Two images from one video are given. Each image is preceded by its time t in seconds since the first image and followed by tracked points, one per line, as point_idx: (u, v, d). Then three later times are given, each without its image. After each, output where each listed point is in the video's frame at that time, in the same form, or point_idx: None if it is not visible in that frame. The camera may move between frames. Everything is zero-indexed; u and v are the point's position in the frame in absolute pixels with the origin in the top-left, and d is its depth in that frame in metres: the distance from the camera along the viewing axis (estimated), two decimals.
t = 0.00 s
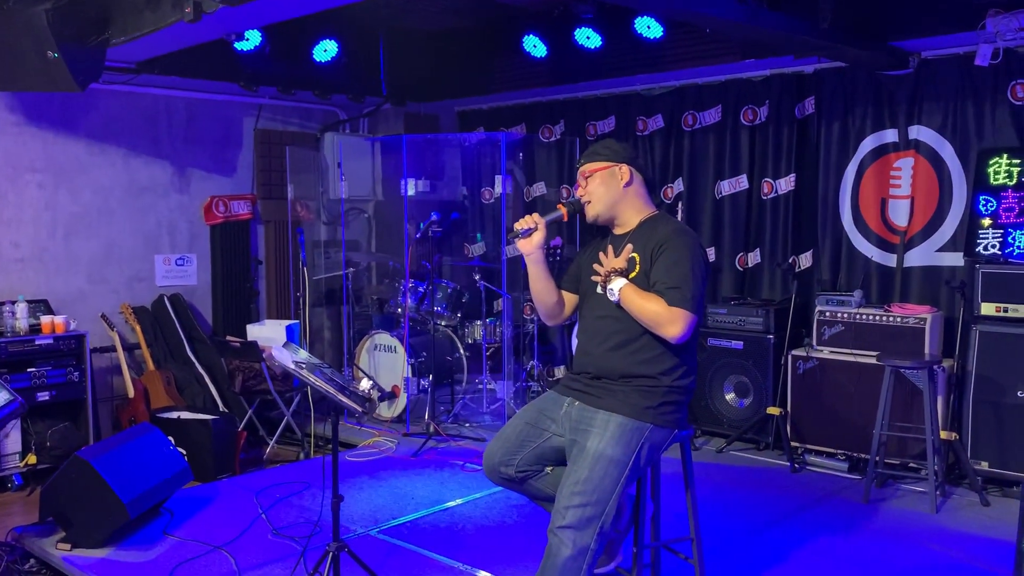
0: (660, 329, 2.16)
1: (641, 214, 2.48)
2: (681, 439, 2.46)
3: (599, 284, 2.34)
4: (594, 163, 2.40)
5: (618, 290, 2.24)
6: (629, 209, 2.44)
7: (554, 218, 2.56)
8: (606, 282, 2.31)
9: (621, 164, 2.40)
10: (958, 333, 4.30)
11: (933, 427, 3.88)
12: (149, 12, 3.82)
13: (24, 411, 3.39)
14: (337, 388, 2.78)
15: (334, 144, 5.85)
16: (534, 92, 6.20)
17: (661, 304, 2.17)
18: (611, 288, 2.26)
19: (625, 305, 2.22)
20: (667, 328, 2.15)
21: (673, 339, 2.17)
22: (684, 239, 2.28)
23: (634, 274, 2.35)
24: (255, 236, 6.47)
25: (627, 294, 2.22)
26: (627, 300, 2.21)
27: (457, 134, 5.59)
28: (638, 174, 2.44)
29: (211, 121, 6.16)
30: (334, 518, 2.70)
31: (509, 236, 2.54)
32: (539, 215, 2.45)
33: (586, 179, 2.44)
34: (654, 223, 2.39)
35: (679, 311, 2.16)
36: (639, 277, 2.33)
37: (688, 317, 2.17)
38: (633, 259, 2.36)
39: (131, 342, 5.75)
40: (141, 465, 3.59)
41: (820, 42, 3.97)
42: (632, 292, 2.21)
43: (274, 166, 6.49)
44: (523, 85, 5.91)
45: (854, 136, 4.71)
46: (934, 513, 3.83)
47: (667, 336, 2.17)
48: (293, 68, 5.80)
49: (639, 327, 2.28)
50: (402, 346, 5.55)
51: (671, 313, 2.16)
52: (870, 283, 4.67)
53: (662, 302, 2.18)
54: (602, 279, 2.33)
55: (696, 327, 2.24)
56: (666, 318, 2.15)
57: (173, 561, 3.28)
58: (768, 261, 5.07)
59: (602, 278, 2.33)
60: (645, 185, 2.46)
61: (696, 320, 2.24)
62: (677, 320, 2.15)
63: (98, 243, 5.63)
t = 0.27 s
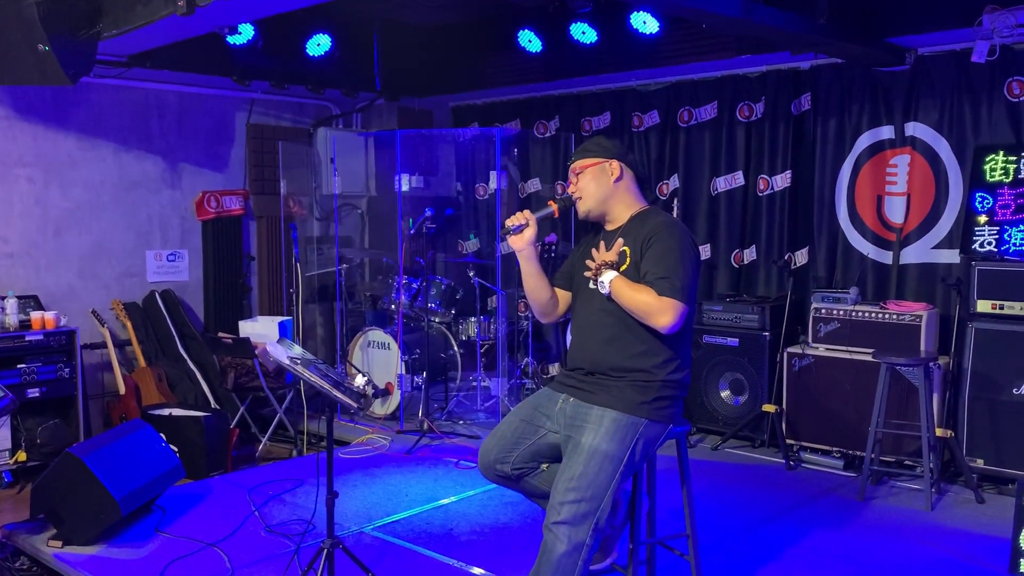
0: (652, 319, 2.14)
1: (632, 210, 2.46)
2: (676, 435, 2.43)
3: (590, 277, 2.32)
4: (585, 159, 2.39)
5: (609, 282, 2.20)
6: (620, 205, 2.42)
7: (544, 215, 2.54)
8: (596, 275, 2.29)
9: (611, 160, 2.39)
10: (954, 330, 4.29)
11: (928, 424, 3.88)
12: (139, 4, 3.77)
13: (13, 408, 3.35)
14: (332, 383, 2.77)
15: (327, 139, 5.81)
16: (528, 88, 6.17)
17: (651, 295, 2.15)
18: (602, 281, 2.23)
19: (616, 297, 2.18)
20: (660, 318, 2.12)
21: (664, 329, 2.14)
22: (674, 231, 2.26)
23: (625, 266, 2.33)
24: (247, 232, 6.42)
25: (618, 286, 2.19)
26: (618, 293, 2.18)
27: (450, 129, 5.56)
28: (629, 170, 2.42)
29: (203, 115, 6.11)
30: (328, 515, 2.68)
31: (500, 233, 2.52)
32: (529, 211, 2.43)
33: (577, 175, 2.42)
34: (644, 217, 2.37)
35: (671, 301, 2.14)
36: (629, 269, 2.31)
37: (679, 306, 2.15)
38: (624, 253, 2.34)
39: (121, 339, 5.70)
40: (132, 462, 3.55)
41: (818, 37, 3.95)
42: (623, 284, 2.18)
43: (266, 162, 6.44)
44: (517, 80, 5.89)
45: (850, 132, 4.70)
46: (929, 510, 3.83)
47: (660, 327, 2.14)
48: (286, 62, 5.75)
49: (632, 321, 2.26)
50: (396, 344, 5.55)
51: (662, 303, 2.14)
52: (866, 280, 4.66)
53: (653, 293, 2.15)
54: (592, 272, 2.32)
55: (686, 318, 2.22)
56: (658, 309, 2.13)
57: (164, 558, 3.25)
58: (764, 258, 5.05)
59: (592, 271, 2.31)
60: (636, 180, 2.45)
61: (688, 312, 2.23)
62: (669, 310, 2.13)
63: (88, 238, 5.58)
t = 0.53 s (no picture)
0: (649, 313, 2.11)
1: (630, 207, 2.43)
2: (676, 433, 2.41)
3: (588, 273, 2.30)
4: (581, 157, 2.36)
5: (606, 278, 2.18)
6: (618, 202, 2.39)
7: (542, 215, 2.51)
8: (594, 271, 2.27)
9: (608, 158, 2.36)
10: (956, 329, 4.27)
11: (929, 423, 3.86)
12: None
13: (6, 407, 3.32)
14: (331, 381, 2.74)
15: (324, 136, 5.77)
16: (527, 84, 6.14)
17: (648, 289, 2.12)
18: (598, 277, 2.21)
19: (612, 292, 2.16)
20: (657, 311, 2.10)
21: (662, 323, 2.11)
22: (672, 226, 2.24)
23: (622, 262, 2.30)
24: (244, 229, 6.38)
25: (615, 281, 2.17)
26: (615, 288, 2.15)
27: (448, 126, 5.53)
28: (626, 167, 2.39)
29: (200, 112, 6.07)
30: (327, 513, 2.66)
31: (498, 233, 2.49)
32: (527, 211, 2.40)
33: (575, 174, 2.40)
34: (641, 214, 2.34)
35: (668, 294, 2.11)
36: (626, 265, 2.29)
37: (676, 300, 2.12)
38: (621, 249, 2.32)
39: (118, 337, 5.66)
40: (128, 461, 3.52)
41: (819, 34, 3.92)
42: (620, 278, 2.16)
43: (263, 159, 6.41)
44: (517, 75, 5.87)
45: (852, 130, 4.68)
46: (930, 510, 3.80)
47: (657, 320, 2.11)
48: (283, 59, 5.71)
49: (631, 318, 2.23)
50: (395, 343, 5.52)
51: (659, 296, 2.11)
52: (868, 278, 4.63)
53: (650, 287, 2.13)
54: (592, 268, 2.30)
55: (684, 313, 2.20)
56: (654, 302, 2.10)
57: (161, 557, 3.22)
58: (765, 256, 5.02)
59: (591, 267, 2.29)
60: (634, 177, 2.42)
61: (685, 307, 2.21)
62: (666, 303, 2.10)
63: (84, 235, 5.54)
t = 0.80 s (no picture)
0: (651, 309, 2.05)
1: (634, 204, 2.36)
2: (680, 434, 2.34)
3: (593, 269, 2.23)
4: (584, 155, 2.29)
5: (606, 274, 2.10)
6: (621, 200, 2.32)
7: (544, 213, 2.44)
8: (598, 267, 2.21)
9: (611, 155, 2.29)
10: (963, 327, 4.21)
11: (937, 424, 3.79)
12: None
13: None
14: (329, 381, 2.67)
15: (322, 132, 5.69)
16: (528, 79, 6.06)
17: (649, 285, 2.06)
18: (598, 273, 2.13)
19: (612, 288, 2.09)
20: (659, 308, 2.04)
21: (663, 319, 2.05)
22: (674, 221, 2.17)
23: (624, 258, 2.24)
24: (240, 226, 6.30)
25: (615, 277, 2.09)
26: (616, 283, 2.08)
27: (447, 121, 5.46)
28: (630, 165, 2.32)
29: (194, 107, 5.98)
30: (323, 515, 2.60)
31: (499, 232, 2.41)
32: (529, 209, 2.33)
33: (578, 172, 2.32)
34: (644, 211, 2.27)
35: (670, 290, 2.05)
36: (628, 261, 2.22)
37: (678, 296, 2.06)
38: (624, 245, 2.25)
39: (112, 335, 5.58)
40: (123, 461, 3.45)
41: (825, 28, 3.84)
42: (621, 274, 2.08)
43: (259, 155, 6.32)
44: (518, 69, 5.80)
45: (858, 126, 4.61)
46: (938, 512, 3.74)
47: (659, 317, 2.05)
48: (280, 53, 5.62)
49: (633, 316, 2.16)
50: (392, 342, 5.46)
51: (661, 292, 2.05)
52: (874, 276, 4.56)
53: (651, 283, 2.06)
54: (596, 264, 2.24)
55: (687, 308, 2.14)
56: (656, 298, 2.04)
57: (156, 559, 3.16)
58: (769, 254, 4.95)
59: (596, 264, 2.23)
60: (638, 175, 2.34)
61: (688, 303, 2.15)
62: (669, 299, 2.04)
63: (77, 232, 5.46)
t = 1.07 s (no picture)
0: (649, 307, 1.99)
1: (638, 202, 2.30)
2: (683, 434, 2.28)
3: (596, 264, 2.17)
4: (589, 153, 2.23)
5: (604, 271, 2.04)
6: (626, 199, 2.26)
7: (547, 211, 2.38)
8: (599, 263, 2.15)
9: (615, 154, 2.23)
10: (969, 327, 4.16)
11: (942, 425, 3.74)
12: None
13: None
14: (327, 382, 2.61)
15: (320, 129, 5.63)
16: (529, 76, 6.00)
17: (648, 282, 2.00)
18: (597, 271, 2.07)
19: (610, 286, 2.03)
20: (658, 306, 1.98)
21: (662, 317, 1.99)
22: (676, 219, 2.11)
23: (623, 256, 2.18)
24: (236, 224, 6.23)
25: (614, 274, 2.03)
26: (615, 281, 2.02)
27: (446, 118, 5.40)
28: (635, 163, 2.26)
29: (191, 104, 5.91)
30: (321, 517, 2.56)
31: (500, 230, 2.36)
32: (531, 207, 2.27)
33: (582, 170, 2.27)
34: (646, 208, 2.21)
35: (670, 288, 1.99)
36: (627, 259, 2.17)
37: (678, 293, 2.00)
38: (624, 242, 2.20)
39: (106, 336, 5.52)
40: (118, 463, 3.39)
41: (830, 24, 3.78)
42: (620, 271, 2.02)
43: (255, 152, 6.26)
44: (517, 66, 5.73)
45: (863, 124, 4.56)
46: (943, 514, 3.69)
47: (658, 315, 1.99)
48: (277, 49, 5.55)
49: (634, 316, 2.10)
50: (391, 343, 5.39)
51: (659, 289, 1.99)
52: (878, 275, 4.51)
53: (649, 280, 2.01)
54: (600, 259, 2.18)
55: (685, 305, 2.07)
56: (655, 296, 1.98)
57: (151, 562, 3.10)
58: (773, 252, 4.89)
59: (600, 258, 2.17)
60: (642, 173, 2.28)
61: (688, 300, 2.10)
62: (668, 296, 1.98)
63: (72, 230, 5.39)
